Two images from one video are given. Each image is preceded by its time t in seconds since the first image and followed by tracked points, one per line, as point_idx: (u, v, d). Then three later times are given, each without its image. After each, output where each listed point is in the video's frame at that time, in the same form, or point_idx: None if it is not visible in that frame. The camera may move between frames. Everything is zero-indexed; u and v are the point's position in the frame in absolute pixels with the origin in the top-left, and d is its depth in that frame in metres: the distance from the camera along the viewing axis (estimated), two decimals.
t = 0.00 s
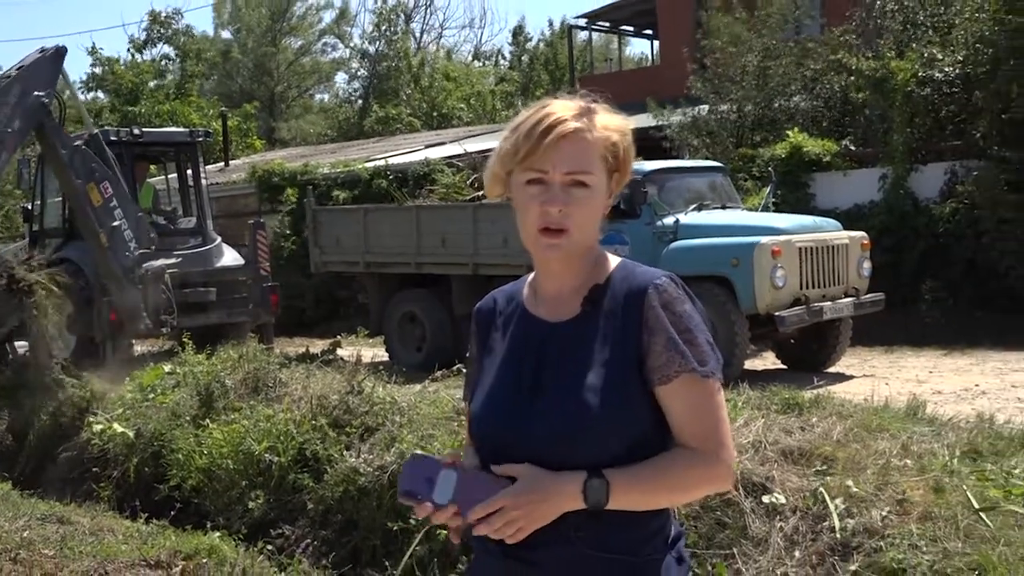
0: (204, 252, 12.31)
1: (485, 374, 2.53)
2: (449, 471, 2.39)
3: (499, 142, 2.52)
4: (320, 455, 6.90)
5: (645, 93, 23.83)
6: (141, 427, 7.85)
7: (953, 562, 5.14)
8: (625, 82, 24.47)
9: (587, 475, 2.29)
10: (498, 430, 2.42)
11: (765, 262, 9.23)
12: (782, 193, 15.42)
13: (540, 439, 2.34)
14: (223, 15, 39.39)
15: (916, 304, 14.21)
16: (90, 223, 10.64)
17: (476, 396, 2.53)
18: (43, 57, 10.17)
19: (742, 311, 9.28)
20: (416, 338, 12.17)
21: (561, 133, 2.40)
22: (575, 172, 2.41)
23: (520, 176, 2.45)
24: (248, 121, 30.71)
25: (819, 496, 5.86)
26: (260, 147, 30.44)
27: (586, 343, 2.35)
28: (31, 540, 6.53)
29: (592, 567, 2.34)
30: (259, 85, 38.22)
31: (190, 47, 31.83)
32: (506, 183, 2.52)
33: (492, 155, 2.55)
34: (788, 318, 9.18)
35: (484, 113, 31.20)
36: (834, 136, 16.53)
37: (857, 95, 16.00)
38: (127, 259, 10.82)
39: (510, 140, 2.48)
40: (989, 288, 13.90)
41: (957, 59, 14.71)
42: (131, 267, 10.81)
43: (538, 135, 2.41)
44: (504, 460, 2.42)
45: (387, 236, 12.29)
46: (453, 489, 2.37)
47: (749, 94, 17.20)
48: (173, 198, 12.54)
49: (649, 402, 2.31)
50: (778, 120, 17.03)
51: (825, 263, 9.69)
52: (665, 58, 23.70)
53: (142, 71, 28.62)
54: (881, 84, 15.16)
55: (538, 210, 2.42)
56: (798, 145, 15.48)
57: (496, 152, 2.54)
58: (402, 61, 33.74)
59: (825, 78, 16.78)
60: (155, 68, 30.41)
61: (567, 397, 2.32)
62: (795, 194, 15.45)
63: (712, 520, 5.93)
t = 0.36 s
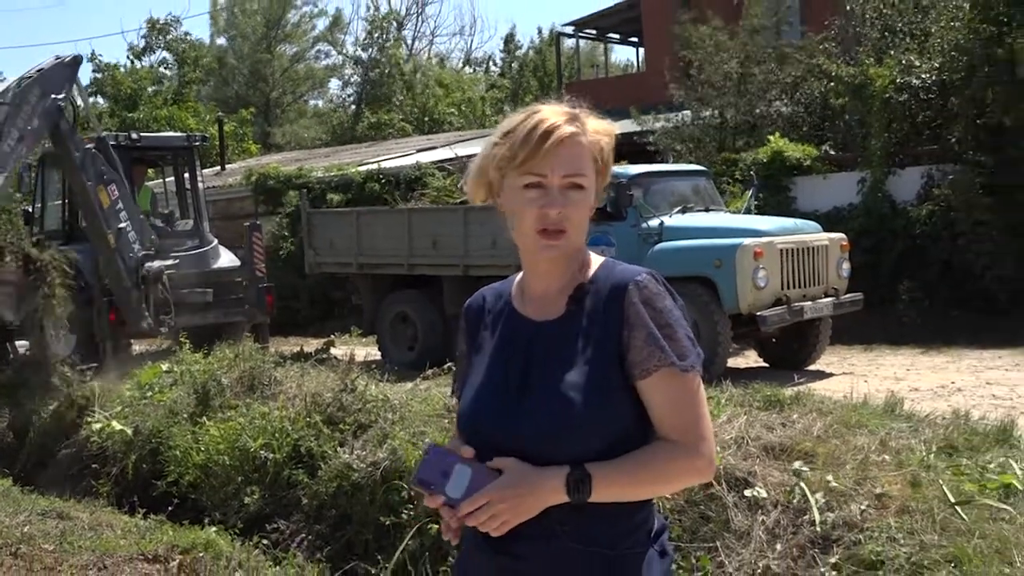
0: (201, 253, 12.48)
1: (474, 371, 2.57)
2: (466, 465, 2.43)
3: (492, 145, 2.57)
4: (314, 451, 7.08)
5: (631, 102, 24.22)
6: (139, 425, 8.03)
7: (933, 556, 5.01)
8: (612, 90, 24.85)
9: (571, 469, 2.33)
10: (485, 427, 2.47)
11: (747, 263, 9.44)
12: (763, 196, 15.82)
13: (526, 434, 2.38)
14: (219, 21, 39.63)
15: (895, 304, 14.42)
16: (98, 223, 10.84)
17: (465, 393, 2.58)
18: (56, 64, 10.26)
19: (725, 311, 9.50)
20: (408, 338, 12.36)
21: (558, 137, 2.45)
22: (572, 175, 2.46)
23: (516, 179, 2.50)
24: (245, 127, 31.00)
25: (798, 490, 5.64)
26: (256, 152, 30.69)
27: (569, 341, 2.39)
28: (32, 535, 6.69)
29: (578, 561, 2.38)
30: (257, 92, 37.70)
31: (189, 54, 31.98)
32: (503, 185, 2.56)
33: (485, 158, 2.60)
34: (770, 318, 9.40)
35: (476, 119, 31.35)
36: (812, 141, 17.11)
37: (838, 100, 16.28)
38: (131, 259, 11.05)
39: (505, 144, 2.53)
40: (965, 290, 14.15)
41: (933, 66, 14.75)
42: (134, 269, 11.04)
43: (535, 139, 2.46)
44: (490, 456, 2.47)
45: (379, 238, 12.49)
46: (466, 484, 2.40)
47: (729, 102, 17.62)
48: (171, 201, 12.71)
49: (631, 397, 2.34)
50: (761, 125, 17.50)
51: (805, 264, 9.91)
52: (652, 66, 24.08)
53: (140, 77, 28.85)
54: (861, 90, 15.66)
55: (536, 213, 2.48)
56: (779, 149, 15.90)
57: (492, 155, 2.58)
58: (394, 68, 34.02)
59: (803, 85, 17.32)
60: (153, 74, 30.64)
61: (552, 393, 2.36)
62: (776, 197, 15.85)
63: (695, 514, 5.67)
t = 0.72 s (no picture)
0: (194, 253, 12.52)
1: (464, 373, 2.57)
2: (462, 468, 2.39)
3: (482, 150, 2.57)
4: (307, 450, 7.13)
5: (621, 103, 24.41)
6: (132, 424, 8.08)
7: (916, 552, 5.05)
8: (602, 91, 25.02)
9: (566, 468, 2.33)
10: (478, 428, 2.47)
11: (736, 264, 9.52)
12: (751, 198, 15.99)
13: (520, 434, 2.39)
14: (211, 24, 39.63)
15: (881, 305, 14.51)
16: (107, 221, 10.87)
17: (456, 395, 2.58)
18: (73, 64, 11.04)
19: (714, 311, 9.58)
20: (400, 338, 12.41)
21: (551, 143, 2.46)
22: (564, 179, 2.47)
23: (508, 184, 2.51)
24: (237, 128, 31.08)
25: (785, 488, 5.69)
26: (249, 153, 30.73)
27: (563, 341, 2.40)
28: (25, 535, 6.73)
29: (576, 558, 2.39)
30: (248, 93, 38.23)
31: (180, 55, 31.73)
32: (494, 190, 2.57)
33: (475, 162, 2.60)
34: (757, 317, 9.49)
35: (468, 121, 31.43)
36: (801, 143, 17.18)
37: (825, 102, 16.40)
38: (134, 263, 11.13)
39: (496, 149, 2.53)
40: (951, 290, 14.24)
41: (919, 68, 14.94)
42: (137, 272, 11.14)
43: (528, 146, 2.46)
44: (483, 456, 2.47)
45: (371, 240, 12.56)
46: (464, 487, 2.37)
47: (716, 106, 17.69)
48: (164, 202, 12.77)
49: (624, 396, 2.35)
50: (750, 127, 17.68)
51: (793, 264, 10.00)
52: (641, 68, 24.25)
53: (134, 79, 28.86)
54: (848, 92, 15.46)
55: (531, 217, 2.48)
56: (766, 151, 16.06)
57: (483, 160, 2.58)
58: (386, 69, 34.10)
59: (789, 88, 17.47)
60: (147, 76, 30.66)
61: (547, 394, 2.36)
62: (764, 199, 16.00)
63: (685, 512, 5.73)
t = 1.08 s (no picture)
0: (191, 256, 12.56)
1: (461, 373, 2.57)
2: (460, 470, 2.38)
3: (479, 148, 2.57)
4: (304, 450, 7.12)
5: (619, 103, 24.49)
6: (130, 424, 8.08)
7: (913, 552, 5.03)
8: (599, 91, 25.09)
9: (566, 467, 2.32)
10: (476, 427, 2.46)
11: (733, 264, 9.52)
12: (749, 199, 16.00)
13: (519, 433, 2.38)
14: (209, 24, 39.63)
15: (879, 305, 14.50)
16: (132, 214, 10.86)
17: (453, 395, 2.57)
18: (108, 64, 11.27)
19: (711, 311, 9.58)
20: (397, 338, 12.41)
21: (548, 139, 2.46)
22: (562, 173, 2.47)
23: (506, 181, 2.50)
24: (234, 129, 31.17)
25: (782, 489, 5.70)
26: (246, 154, 30.74)
27: (562, 340, 2.40)
28: (23, 535, 6.74)
29: (576, 558, 2.38)
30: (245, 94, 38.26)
31: (177, 56, 31.63)
32: (492, 187, 2.56)
33: (471, 162, 2.60)
34: (755, 318, 9.49)
35: (466, 121, 31.43)
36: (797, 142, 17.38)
37: (823, 103, 16.42)
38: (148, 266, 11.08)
39: (493, 147, 2.53)
40: (948, 289, 14.23)
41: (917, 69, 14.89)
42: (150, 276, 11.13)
43: (525, 142, 2.46)
44: (482, 456, 2.46)
45: (369, 240, 12.56)
46: (462, 489, 2.36)
47: (714, 107, 17.70)
48: (162, 203, 12.72)
49: (623, 395, 2.35)
50: (748, 128, 17.69)
51: (790, 264, 10.00)
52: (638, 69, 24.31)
53: (132, 79, 28.84)
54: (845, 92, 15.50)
55: (529, 214, 2.48)
56: (764, 152, 16.04)
57: (480, 158, 2.57)
58: (383, 70, 34.11)
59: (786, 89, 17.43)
60: (144, 76, 30.65)
61: (546, 392, 2.36)
62: (762, 199, 16.01)
63: (683, 513, 5.75)
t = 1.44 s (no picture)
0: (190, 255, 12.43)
1: (458, 370, 2.57)
2: (460, 469, 2.38)
3: (478, 146, 2.57)
4: (303, 451, 7.11)
5: (618, 102, 24.57)
6: (129, 425, 8.08)
7: (912, 552, 5.03)
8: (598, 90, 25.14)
9: (565, 466, 2.32)
10: (474, 425, 2.46)
11: (732, 265, 9.52)
12: (748, 199, 16.00)
13: (518, 432, 2.38)
14: (207, 25, 39.64)
15: (877, 305, 14.51)
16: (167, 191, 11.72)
17: (450, 393, 2.57)
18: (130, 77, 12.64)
19: (710, 311, 9.59)
20: (396, 338, 12.41)
21: (548, 137, 2.46)
22: (562, 173, 2.46)
23: (505, 179, 2.50)
24: (232, 129, 31.26)
25: (781, 489, 5.70)
26: (245, 154, 30.72)
27: (561, 339, 2.40)
28: (21, 535, 6.74)
29: (576, 558, 2.38)
30: (244, 94, 38.22)
31: (176, 56, 31.60)
32: (491, 186, 2.56)
33: (470, 160, 2.60)
34: (754, 318, 9.49)
35: (465, 122, 31.43)
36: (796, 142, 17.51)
37: (821, 103, 16.43)
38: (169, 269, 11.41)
39: (493, 145, 2.53)
40: (947, 290, 14.22)
41: (916, 68, 15.01)
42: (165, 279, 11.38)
43: (524, 141, 2.46)
44: (480, 455, 2.46)
45: (367, 241, 12.56)
46: (462, 489, 2.36)
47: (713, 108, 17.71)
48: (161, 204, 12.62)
49: (623, 396, 2.35)
50: (748, 128, 17.70)
51: (789, 265, 10.01)
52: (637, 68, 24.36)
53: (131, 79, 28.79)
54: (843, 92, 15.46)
55: (528, 212, 2.48)
56: (763, 153, 16.09)
57: (479, 156, 2.57)
58: (382, 70, 34.10)
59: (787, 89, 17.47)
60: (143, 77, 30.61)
61: (545, 391, 2.36)
62: (761, 199, 16.02)
63: (682, 513, 5.75)
